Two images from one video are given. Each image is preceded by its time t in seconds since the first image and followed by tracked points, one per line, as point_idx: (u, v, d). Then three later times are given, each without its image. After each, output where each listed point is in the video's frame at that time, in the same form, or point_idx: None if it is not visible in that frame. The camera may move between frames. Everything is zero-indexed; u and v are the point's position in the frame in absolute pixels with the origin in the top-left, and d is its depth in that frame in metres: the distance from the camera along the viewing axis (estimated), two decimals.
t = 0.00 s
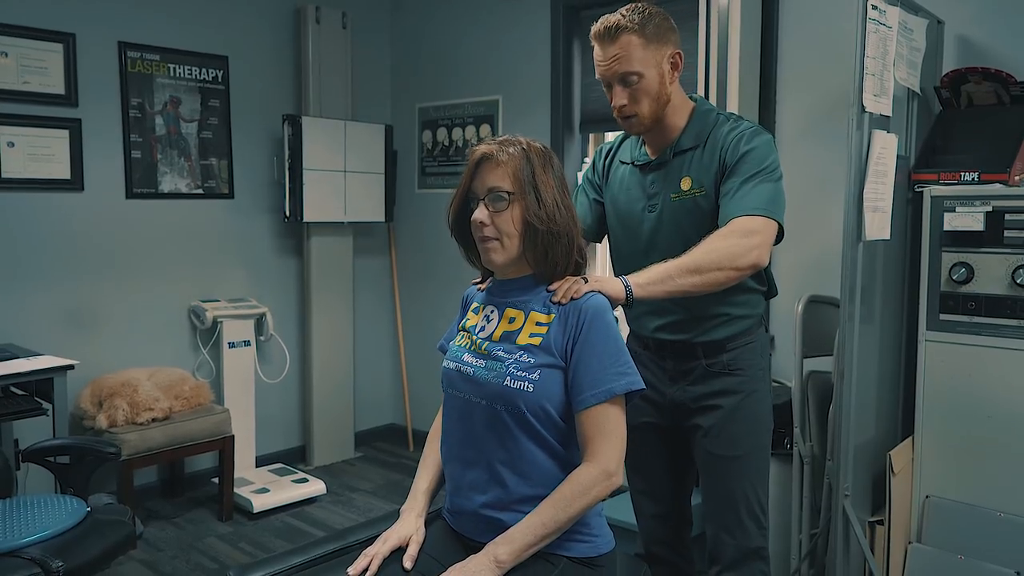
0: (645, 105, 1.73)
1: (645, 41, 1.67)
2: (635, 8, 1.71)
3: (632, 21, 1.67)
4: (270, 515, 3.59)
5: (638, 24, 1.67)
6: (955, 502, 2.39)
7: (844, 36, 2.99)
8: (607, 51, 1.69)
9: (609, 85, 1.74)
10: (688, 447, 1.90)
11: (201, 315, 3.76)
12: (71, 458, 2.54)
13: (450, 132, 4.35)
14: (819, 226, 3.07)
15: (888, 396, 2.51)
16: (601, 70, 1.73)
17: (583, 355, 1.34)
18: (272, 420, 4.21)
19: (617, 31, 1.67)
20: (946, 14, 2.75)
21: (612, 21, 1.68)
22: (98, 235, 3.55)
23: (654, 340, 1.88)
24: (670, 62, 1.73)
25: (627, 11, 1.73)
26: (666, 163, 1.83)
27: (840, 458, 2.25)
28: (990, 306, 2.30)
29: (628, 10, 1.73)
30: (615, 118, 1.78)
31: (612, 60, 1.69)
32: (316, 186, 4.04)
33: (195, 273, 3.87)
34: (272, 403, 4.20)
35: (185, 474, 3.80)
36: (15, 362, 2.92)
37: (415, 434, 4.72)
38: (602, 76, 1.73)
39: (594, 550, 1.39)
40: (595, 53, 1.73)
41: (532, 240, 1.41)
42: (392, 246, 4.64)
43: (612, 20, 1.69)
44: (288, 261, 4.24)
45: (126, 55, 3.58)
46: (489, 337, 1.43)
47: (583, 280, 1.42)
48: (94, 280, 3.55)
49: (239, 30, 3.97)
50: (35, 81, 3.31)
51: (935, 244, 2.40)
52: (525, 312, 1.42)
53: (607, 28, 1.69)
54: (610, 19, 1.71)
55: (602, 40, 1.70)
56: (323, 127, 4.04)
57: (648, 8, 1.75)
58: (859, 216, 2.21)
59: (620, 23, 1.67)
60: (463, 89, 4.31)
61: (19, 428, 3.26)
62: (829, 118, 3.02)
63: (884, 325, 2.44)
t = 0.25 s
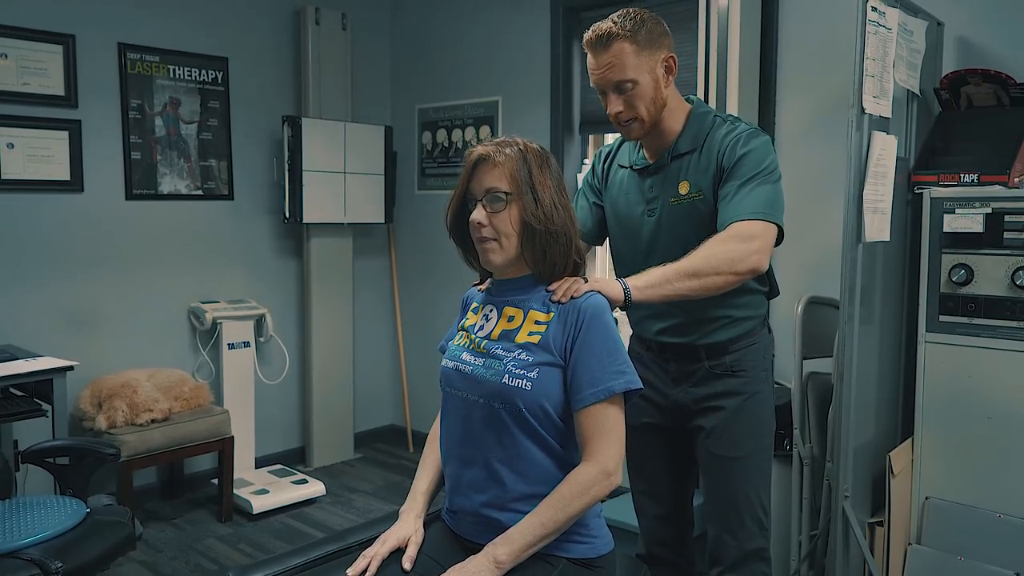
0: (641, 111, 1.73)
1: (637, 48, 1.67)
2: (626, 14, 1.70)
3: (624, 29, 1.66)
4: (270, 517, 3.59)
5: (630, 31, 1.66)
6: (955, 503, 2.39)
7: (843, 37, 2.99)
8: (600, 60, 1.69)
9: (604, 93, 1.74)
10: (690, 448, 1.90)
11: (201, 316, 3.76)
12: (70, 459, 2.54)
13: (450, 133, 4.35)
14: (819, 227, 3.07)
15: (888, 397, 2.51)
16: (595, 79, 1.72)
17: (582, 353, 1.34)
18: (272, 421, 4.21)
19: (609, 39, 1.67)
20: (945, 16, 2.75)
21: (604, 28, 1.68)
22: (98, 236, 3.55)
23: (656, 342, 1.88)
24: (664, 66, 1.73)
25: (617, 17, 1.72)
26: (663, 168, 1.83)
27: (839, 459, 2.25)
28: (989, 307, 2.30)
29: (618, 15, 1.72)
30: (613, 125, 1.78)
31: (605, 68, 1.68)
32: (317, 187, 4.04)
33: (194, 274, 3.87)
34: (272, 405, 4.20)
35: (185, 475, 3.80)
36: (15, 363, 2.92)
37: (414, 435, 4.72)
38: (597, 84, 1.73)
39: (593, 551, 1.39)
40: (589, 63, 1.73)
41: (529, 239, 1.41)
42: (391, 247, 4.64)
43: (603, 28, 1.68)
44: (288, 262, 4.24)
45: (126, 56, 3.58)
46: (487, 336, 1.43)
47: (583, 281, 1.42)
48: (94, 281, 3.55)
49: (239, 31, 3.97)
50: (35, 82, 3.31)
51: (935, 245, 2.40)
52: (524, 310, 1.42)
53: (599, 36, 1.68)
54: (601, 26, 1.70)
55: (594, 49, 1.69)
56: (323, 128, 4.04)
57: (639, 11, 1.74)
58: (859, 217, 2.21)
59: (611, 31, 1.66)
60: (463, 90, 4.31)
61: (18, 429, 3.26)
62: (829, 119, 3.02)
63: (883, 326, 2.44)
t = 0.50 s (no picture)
0: (654, 107, 1.73)
1: (652, 44, 1.67)
2: (641, 9, 1.70)
3: (639, 24, 1.66)
4: (270, 517, 3.58)
5: (645, 26, 1.66)
6: (955, 503, 2.39)
7: (844, 37, 2.99)
8: (614, 55, 1.69)
9: (617, 88, 1.74)
10: (687, 448, 1.90)
11: (201, 315, 3.76)
12: (70, 459, 2.54)
13: (450, 133, 4.35)
14: (819, 226, 3.07)
15: (888, 397, 2.51)
16: (608, 74, 1.73)
17: (582, 353, 1.34)
18: (272, 421, 4.20)
19: (623, 35, 1.67)
20: (945, 15, 2.75)
21: (619, 24, 1.68)
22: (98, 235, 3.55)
23: (654, 340, 1.88)
24: (678, 62, 1.73)
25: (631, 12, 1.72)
26: (673, 165, 1.83)
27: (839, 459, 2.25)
28: (990, 307, 2.30)
29: (632, 10, 1.72)
30: (625, 120, 1.78)
31: (619, 63, 1.69)
32: (317, 187, 4.04)
33: (194, 274, 3.87)
34: (272, 404, 4.20)
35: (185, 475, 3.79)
36: (15, 363, 2.92)
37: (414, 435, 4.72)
38: (610, 79, 1.73)
39: (593, 550, 1.39)
40: (602, 58, 1.73)
41: (530, 237, 1.41)
42: (391, 246, 4.63)
43: (617, 24, 1.68)
44: (287, 262, 4.24)
45: (126, 56, 3.58)
46: (487, 336, 1.43)
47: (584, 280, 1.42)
48: (94, 281, 3.55)
49: (239, 31, 3.97)
50: (34, 82, 3.31)
51: (935, 245, 2.40)
52: (524, 310, 1.42)
53: (614, 30, 1.68)
54: (614, 21, 1.70)
55: (608, 44, 1.70)
56: (322, 128, 4.04)
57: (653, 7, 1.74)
58: (859, 217, 2.20)
59: (625, 27, 1.66)
60: (463, 90, 4.31)
61: (18, 429, 3.26)
62: (829, 119, 3.02)
63: (884, 326, 2.44)
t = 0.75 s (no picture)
0: (671, 103, 1.73)
1: (678, 41, 1.66)
2: (670, 5, 1.69)
3: (667, 20, 1.66)
4: (270, 516, 3.58)
5: (671, 23, 1.66)
6: (956, 503, 2.39)
7: (844, 36, 2.98)
8: (640, 48, 1.68)
9: (637, 81, 1.73)
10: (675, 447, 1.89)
11: (201, 315, 3.76)
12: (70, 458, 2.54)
13: (451, 133, 4.35)
14: (819, 226, 3.07)
15: (889, 396, 2.51)
16: (630, 66, 1.71)
17: (581, 358, 1.34)
18: (273, 421, 4.21)
19: (651, 29, 1.66)
20: (946, 14, 2.75)
21: (646, 18, 1.67)
22: (98, 235, 3.55)
23: (642, 337, 1.87)
24: (701, 62, 1.72)
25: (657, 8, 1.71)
26: (682, 163, 1.83)
27: (840, 458, 2.25)
28: (991, 306, 2.30)
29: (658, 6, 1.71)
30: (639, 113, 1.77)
31: (644, 57, 1.68)
32: (317, 186, 4.04)
33: (195, 273, 3.87)
34: (272, 404, 4.20)
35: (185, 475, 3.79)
36: (15, 363, 2.92)
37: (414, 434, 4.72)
38: (631, 71, 1.72)
39: (594, 549, 1.39)
40: (626, 49, 1.71)
41: (528, 236, 1.41)
42: (391, 246, 4.63)
43: (644, 18, 1.67)
44: (288, 262, 4.24)
45: (126, 56, 3.58)
46: (484, 341, 1.43)
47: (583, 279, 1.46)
48: (95, 280, 3.55)
49: (239, 30, 3.97)
50: (34, 81, 3.31)
51: (936, 244, 2.40)
52: (522, 316, 1.42)
53: (642, 23, 1.67)
54: (640, 15, 1.69)
55: (634, 37, 1.68)
56: (322, 128, 4.04)
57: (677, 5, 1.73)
58: (859, 216, 2.20)
59: (654, 21, 1.65)
60: (463, 89, 4.31)
61: (19, 429, 3.26)
62: (830, 118, 3.02)
63: (884, 325, 2.44)
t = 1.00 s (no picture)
0: (660, 115, 1.70)
1: (676, 56, 1.63)
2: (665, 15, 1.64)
3: (667, 34, 1.61)
4: (271, 516, 3.58)
5: (668, 35, 1.62)
6: (956, 502, 2.38)
7: (844, 36, 2.98)
8: (640, 60, 1.62)
9: (631, 91, 1.67)
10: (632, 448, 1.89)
11: (202, 315, 3.76)
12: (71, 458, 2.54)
13: (451, 133, 4.35)
14: (820, 227, 3.06)
15: (890, 396, 2.51)
16: (626, 76, 1.65)
17: (587, 362, 1.35)
18: (274, 422, 4.21)
19: (652, 40, 1.61)
20: (946, 14, 2.75)
21: (647, 30, 1.61)
22: (99, 235, 3.55)
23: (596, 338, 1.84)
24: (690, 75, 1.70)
25: (643, 18, 1.66)
26: (654, 170, 1.80)
27: (841, 458, 2.25)
28: (992, 306, 2.30)
29: (644, 15, 1.66)
30: (626, 122, 1.73)
31: (645, 68, 1.62)
32: (318, 186, 4.04)
33: (196, 273, 3.87)
34: (273, 405, 4.20)
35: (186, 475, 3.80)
36: (17, 363, 2.92)
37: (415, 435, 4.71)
38: (624, 81, 1.67)
39: (596, 551, 1.42)
40: (620, 59, 1.64)
41: (533, 237, 1.41)
42: (392, 246, 4.63)
43: (642, 28, 1.61)
44: (288, 262, 4.24)
45: (127, 56, 3.58)
46: (490, 343, 1.44)
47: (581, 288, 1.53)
48: (96, 281, 3.55)
49: (239, 31, 3.97)
50: (35, 82, 3.32)
51: (937, 243, 2.41)
52: (528, 318, 1.42)
53: (642, 35, 1.61)
54: (636, 24, 1.63)
55: (632, 47, 1.62)
56: (323, 128, 4.04)
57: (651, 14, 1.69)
58: (860, 216, 2.20)
59: (656, 33, 1.60)
60: (464, 89, 4.31)
61: (20, 429, 3.26)
62: (830, 118, 3.02)
63: (885, 325, 2.43)
